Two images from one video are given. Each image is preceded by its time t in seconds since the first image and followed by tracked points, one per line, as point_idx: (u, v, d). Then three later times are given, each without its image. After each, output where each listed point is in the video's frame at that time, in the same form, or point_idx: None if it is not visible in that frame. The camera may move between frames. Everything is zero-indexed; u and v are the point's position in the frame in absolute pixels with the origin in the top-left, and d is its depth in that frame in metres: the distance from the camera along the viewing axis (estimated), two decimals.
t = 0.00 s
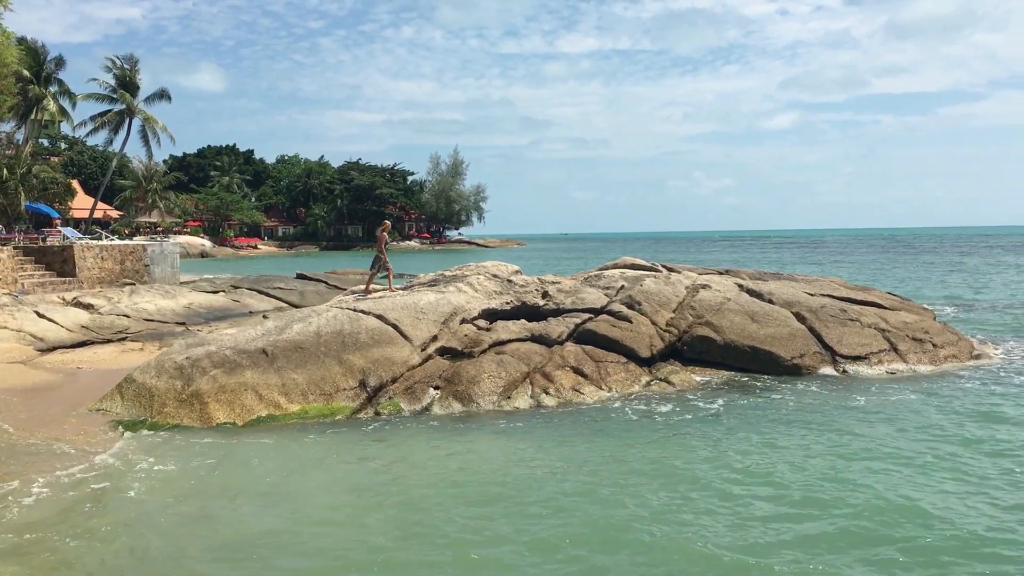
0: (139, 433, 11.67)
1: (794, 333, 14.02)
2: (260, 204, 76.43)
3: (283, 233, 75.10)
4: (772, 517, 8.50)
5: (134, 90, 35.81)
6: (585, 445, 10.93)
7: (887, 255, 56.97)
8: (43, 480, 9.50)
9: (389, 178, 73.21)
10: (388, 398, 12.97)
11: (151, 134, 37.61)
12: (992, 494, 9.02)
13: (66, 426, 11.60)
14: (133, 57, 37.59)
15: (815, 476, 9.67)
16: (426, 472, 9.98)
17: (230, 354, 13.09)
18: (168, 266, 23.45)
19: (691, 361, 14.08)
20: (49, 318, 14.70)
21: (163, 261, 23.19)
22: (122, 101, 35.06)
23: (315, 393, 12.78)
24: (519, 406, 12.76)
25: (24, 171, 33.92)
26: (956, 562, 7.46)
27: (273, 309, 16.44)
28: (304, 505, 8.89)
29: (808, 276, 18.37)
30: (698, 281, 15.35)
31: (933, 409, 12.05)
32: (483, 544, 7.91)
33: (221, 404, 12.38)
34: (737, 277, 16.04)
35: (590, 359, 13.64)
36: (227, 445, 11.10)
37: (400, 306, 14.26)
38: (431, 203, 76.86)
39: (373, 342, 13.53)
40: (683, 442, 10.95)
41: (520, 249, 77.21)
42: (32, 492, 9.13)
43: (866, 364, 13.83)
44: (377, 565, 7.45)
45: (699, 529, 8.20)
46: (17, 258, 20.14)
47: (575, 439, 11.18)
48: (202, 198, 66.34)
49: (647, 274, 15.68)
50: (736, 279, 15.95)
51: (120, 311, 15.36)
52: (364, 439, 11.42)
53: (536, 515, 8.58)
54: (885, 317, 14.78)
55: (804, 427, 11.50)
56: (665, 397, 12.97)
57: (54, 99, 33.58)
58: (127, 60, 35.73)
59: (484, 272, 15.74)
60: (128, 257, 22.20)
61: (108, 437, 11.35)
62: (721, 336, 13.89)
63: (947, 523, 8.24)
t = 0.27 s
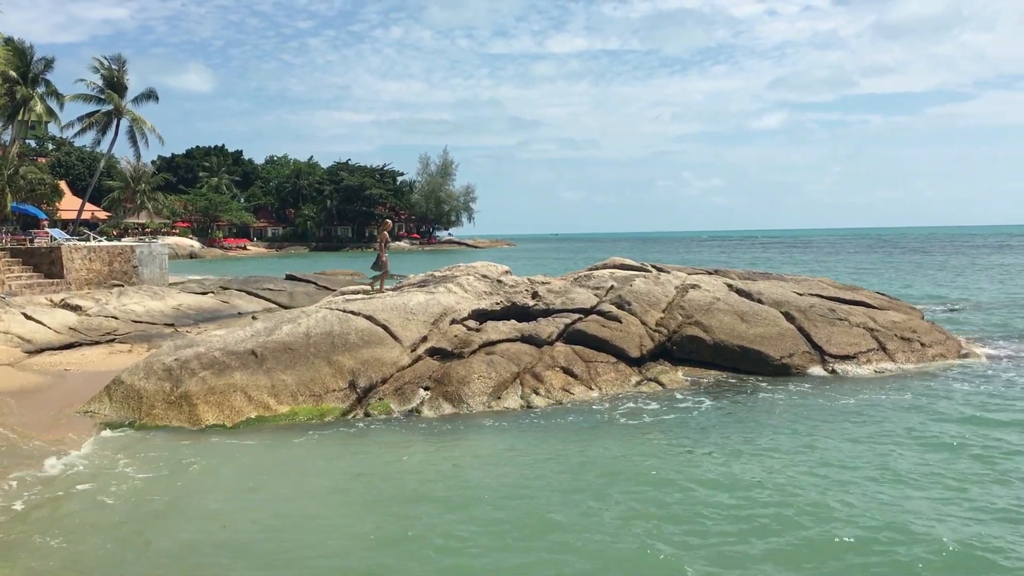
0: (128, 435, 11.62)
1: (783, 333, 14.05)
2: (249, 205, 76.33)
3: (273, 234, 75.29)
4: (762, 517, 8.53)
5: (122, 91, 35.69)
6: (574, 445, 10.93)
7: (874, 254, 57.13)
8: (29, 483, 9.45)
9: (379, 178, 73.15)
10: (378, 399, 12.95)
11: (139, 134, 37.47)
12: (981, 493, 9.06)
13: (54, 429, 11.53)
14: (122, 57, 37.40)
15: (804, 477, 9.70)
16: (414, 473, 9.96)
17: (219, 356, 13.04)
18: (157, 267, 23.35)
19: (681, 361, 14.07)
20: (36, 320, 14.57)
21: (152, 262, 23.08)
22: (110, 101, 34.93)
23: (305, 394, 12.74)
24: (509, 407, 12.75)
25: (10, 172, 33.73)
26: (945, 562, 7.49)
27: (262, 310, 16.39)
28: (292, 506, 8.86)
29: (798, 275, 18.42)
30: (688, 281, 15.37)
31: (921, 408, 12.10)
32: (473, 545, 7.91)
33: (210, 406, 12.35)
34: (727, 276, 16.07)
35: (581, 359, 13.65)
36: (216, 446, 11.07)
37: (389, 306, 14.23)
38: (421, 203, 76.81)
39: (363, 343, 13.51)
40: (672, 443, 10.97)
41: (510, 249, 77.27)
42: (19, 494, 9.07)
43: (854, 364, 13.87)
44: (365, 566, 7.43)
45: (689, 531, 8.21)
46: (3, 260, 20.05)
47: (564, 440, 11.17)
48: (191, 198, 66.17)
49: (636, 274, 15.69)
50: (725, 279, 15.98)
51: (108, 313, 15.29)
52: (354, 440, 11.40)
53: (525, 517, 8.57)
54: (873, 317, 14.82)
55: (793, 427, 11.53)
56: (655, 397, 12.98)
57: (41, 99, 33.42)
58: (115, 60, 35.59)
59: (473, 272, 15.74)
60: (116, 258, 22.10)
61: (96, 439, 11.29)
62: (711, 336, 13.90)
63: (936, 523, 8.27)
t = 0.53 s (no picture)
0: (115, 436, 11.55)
1: (771, 333, 14.08)
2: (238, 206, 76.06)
3: (261, 235, 74.92)
4: (750, 518, 8.55)
5: (110, 91, 35.54)
6: (562, 446, 10.93)
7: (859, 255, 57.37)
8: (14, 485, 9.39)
9: (368, 179, 72.94)
10: (367, 400, 12.92)
11: (127, 134, 37.31)
12: (967, 493, 9.12)
13: (40, 431, 11.46)
14: (109, 57, 37.23)
15: (792, 478, 9.73)
16: (401, 475, 9.94)
17: (207, 357, 12.98)
18: (144, 269, 23.24)
19: (670, 362, 14.09)
20: (23, 321, 14.41)
21: (139, 263, 22.97)
22: (98, 101, 34.79)
23: (293, 396, 12.71)
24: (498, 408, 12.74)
25: None
26: (932, 561, 7.53)
27: (250, 311, 16.34)
28: (278, 508, 8.82)
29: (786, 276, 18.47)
30: (677, 282, 15.40)
31: (908, 409, 12.14)
32: (461, 545, 7.90)
33: (198, 407, 12.31)
34: (715, 277, 16.11)
35: (570, 360, 13.66)
36: (203, 448, 11.02)
37: (378, 307, 14.20)
38: (409, 203, 76.69)
39: (352, 344, 13.47)
40: (660, 444, 10.98)
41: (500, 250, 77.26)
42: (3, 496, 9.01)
43: (842, 364, 13.92)
44: (351, 567, 7.41)
45: (677, 532, 8.22)
46: None
47: (552, 441, 11.17)
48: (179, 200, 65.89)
49: (625, 275, 15.71)
50: (714, 279, 16.01)
51: (95, 314, 15.21)
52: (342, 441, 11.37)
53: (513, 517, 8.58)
54: (861, 317, 14.88)
55: (781, 428, 11.57)
56: (644, 398, 13.00)
57: (27, 100, 33.23)
58: (102, 60, 35.45)
59: (463, 273, 15.73)
60: (104, 259, 22.00)
61: (82, 440, 11.24)
62: (700, 336, 13.93)
63: (923, 524, 8.31)
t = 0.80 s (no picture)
0: (103, 438, 11.51)
1: (760, 334, 14.12)
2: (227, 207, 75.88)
3: (252, 237, 74.59)
4: (738, 518, 8.61)
5: (97, 91, 35.37)
6: (550, 448, 10.93)
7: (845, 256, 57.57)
8: None
9: (358, 181, 72.87)
10: (356, 402, 12.89)
11: (116, 135, 37.16)
12: (954, 494, 9.17)
13: (27, 433, 11.39)
14: (98, 58, 37.04)
15: (779, 480, 9.77)
16: (388, 476, 9.92)
17: (195, 358, 12.93)
18: (132, 270, 23.14)
19: (659, 363, 14.13)
20: (9, 322, 14.18)
21: (127, 264, 22.86)
22: (86, 101, 34.63)
23: (282, 397, 12.68)
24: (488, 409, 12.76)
25: None
26: (918, 563, 7.58)
27: (239, 312, 16.29)
28: (264, 510, 8.80)
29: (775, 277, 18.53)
30: (666, 283, 15.44)
31: (896, 410, 12.22)
32: (448, 548, 7.90)
33: (186, 409, 12.27)
34: (704, 278, 16.15)
35: (559, 361, 13.67)
36: (190, 450, 10.98)
37: (368, 309, 14.18)
38: (398, 204, 76.52)
39: (341, 345, 13.44)
40: (648, 446, 11.02)
41: (490, 252, 77.29)
42: None
43: (831, 365, 13.97)
44: (339, 568, 7.42)
45: (665, 532, 8.27)
46: None
47: (541, 442, 11.17)
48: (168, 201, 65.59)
49: (614, 276, 15.73)
50: (703, 281, 16.06)
51: (83, 315, 15.12)
52: (330, 442, 11.35)
53: (500, 519, 8.58)
54: (849, 319, 14.95)
55: (769, 430, 11.61)
56: (633, 399, 13.02)
57: (14, 100, 33.02)
58: (91, 61, 35.29)
59: (452, 275, 15.73)
60: (91, 260, 21.87)
61: (69, 442, 11.18)
62: (689, 337, 13.96)
63: (909, 524, 8.38)
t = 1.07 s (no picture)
0: (91, 440, 11.46)
1: (750, 337, 14.15)
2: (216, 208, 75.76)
3: (241, 237, 74.65)
4: (727, 521, 8.64)
5: (86, 92, 35.22)
6: (540, 451, 10.92)
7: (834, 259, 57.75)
8: None
9: (348, 182, 72.65)
10: (346, 404, 12.90)
11: (105, 136, 37.01)
12: (941, 497, 9.21)
13: (14, 435, 11.32)
14: (87, 59, 36.86)
15: (768, 483, 9.79)
16: (375, 480, 9.90)
17: (184, 360, 12.87)
18: (121, 271, 23.03)
19: (649, 365, 14.14)
20: None
21: (116, 266, 22.75)
22: (75, 102, 34.48)
23: (272, 400, 12.64)
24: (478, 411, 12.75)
25: None
26: (905, 565, 7.60)
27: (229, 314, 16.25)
28: (251, 513, 8.78)
29: (765, 280, 18.57)
30: (656, 285, 15.45)
31: (885, 413, 12.26)
32: (436, 551, 7.89)
33: (175, 411, 12.23)
34: (695, 281, 16.18)
35: (549, 364, 13.67)
36: (178, 452, 10.94)
37: (358, 311, 14.15)
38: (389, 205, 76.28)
39: (331, 348, 13.40)
40: (638, 448, 11.03)
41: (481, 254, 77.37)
42: None
43: (820, 367, 14.01)
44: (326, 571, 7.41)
45: (654, 536, 8.29)
46: None
47: (530, 445, 11.17)
48: (155, 202, 65.36)
49: (605, 279, 15.73)
50: (694, 283, 16.08)
51: (71, 317, 15.04)
52: (319, 445, 11.32)
53: (488, 524, 8.57)
54: (839, 321, 15.00)
55: (758, 433, 11.63)
56: (623, 401, 13.02)
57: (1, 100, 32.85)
58: (80, 61, 35.15)
59: (442, 277, 15.71)
60: (80, 261, 21.75)
61: (56, 445, 11.12)
62: (679, 340, 13.98)
63: (897, 527, 8.43)
